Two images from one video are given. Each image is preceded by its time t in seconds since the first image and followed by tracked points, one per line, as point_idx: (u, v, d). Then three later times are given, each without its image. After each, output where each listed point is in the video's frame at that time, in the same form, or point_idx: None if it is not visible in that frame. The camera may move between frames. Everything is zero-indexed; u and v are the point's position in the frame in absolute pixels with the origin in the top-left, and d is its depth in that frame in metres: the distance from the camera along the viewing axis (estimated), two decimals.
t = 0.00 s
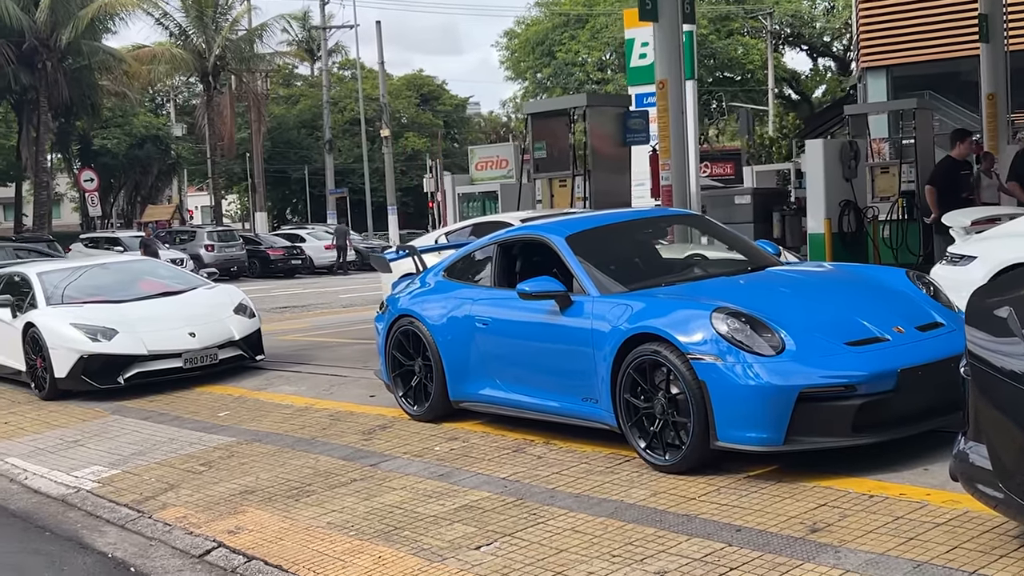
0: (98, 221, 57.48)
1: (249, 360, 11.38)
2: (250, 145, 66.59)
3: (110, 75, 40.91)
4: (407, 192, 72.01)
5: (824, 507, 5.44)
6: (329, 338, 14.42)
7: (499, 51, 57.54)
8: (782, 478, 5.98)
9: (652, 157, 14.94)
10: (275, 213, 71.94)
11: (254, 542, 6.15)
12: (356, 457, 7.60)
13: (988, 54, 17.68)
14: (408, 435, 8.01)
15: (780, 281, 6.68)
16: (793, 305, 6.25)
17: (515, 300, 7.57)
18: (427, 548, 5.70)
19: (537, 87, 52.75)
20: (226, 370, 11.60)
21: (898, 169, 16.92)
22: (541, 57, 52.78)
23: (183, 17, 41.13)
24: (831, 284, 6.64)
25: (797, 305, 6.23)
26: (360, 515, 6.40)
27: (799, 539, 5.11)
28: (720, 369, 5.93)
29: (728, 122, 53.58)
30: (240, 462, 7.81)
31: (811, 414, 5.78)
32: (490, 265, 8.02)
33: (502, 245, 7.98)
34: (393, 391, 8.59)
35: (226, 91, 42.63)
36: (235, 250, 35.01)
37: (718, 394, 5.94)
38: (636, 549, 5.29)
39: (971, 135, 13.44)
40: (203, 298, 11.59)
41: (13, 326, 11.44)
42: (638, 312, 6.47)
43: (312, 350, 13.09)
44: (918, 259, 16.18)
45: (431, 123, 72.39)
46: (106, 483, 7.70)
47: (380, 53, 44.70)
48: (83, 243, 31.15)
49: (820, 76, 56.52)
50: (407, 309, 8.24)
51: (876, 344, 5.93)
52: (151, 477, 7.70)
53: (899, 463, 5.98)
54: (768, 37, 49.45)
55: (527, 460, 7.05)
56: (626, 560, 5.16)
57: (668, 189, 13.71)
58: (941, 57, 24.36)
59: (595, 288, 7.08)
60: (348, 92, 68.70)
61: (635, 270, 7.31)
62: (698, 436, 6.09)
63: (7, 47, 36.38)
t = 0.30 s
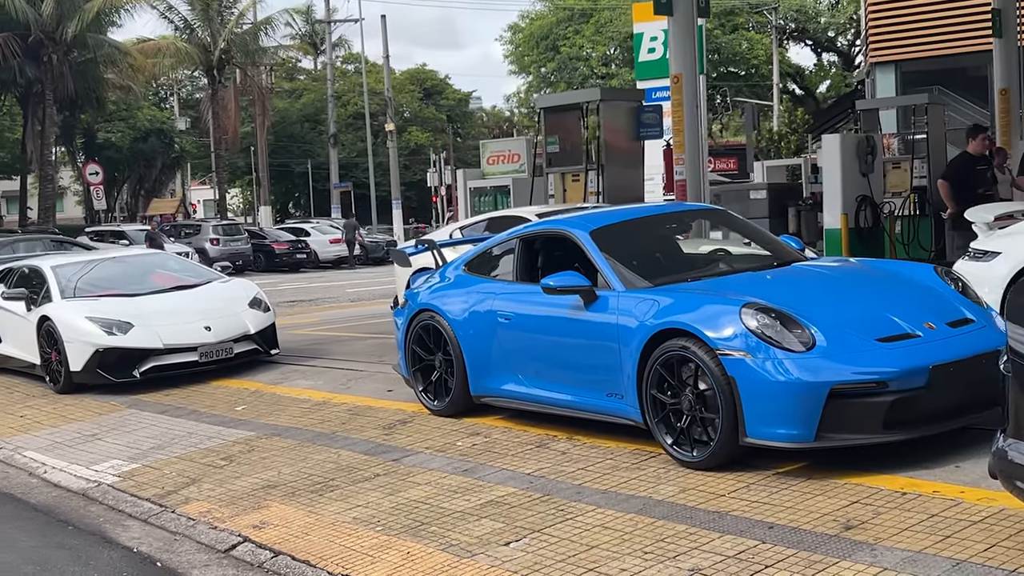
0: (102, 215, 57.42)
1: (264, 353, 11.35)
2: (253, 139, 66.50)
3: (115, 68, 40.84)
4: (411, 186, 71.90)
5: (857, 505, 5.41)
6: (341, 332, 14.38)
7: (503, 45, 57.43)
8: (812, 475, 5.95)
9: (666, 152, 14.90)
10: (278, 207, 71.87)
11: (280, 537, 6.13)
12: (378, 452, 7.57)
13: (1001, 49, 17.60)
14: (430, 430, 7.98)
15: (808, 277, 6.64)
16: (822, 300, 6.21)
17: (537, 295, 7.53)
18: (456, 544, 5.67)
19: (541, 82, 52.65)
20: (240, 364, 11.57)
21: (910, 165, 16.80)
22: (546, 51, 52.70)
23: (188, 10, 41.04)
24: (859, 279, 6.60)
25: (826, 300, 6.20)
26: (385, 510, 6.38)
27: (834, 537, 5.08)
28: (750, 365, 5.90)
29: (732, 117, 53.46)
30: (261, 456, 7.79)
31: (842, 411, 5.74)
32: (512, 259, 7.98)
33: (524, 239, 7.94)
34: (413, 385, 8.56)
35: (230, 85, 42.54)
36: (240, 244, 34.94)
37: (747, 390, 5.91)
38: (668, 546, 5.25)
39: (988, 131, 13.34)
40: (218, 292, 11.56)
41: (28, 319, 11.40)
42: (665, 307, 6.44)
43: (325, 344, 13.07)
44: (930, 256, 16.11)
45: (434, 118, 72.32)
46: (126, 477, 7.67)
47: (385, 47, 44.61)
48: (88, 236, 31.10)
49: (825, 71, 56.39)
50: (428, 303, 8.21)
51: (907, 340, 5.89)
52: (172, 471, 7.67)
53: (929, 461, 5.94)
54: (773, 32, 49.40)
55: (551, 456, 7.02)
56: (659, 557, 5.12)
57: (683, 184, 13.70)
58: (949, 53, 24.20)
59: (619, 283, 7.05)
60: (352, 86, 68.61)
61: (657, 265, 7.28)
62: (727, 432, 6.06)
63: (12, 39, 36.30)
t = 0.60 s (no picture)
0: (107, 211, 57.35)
1: (278, 349, 11.31)
2: (259, 135, 66.41)
3: (121, 64, 40.75)
4: (416, 182, 71.80)
5: (890, 505, 5.38)
6: (353, 329, 14.33)
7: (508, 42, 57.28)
8: (842, 474, 5.91)
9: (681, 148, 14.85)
10: (282, 203, 71.80)
11: (304, 534, 6.08)
12: (399, 449, 7.53)
13: (1015, 45, 17.52)
14: (450, 427, 7.94)
15: (836, 274, 6.60)
16: (851, 298, 6.16)
17: (561, 292, 7.48)
18: (484, 542, 5.62)
19: (547, 79, 52.54)
20: (254, 361, 11.53)
21: (921, 162, 17.07)
22: (551, 48, 52.57)
23: (194, 6, 40.93)
24: (887, 276, 6.56)
25: (856, 298, 6.16)
26: (410, 508, 6.33)
27: (868, 537, 5.04)
28: (780, 363, 5.85)
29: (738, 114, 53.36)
30: (281, 453, 7.74)
31: (873, 409, 5.69)
32: (533, 256, 7.92)
33: (546, 235, 7.88)
34: (432, 382, 8.50)
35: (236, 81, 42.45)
36: (246, 240, 34.84)
37: (777, 388, 5.86)
38: (700, 545, 5.20)
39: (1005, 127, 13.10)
40: (233, 288, 11.51)
41: (42, 314, 11.36)
42: (693, 305, 6.41)
43: (338, 341, 13.01)
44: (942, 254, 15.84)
45: (438, 115, 72.22)
46: (146, 474, 7.63)
47: (391, 44, 44.49)
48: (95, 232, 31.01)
49: (830, 68, 56.25)
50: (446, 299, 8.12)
51: (939, 338, 5.84)
52: (192, 468, 7.63)
53: (960, 460, 5.90)
54: (779, 29, 49.27)
55: (575, 454, 6.99)
56: (691, 556, 5.08)
57: (697, 181, 13.66)
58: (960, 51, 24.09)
59: (645, 280, 7.01)
60: (357, 82, 68.49)
61: (679, 262, 7.25)
62: (756, 431, 6.02)
63: (19, 35, 36.22)
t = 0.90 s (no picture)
0: (115, 207, 57.33)
1: (292, 346, 11.19)
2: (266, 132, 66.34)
3: (130, 60, 40.68)
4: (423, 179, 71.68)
5: (925, 506, 5.26)
6: (364, 325, 14.21)
7: (516, 38, 57.11)
8: (874, 474, 5.80)
9: (697, 144, 14.72)
10: (289, 200, 71.74)
11: (324, 533, 5.97)
12: (418, 447, 7.42)
13: None
14: (470, 424, 7.83)
15: (865, 270, 6.48)
16: (882, 294, 6.04)
17: (583, 288, 7.37)
18: (509, 543, 5.51)
19: (555, 76, 52.40)
20: (268, 358, 11.42)
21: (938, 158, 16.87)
22: (560, 45, 52.40)
23: (202, 3, 40.85)
24: (917, 273, 6.43)
25: (886, 293, 6.04)
26: (431, 507, 6.22)
27: (905, 539, 4.93)
28: (811, 360, 5.72)
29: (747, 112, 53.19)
30: (298, 451, 7.63)
31: (906, 408, 5.57)
32: (555, 250, 7.80)
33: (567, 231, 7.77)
34: (451, 380, 8.38)
35: (244, 77, 42.36)
36: (255, 236, 34.75)
37: (808, 386, 5.74)
38: (732, 547, 5.08)
39: None
40: (246, 284, 11.40)
41: (54, 310, 11.26)
42: (720, 300, 6.29)
43: (352, 337, 12.90)
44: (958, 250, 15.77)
45: (446, 112, 72.09)
46: (161, 471, 7.52)
47: (400, 41, 44.35)
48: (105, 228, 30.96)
49: (839, 66, 56.03)
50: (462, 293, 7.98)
51: (973, 335, 5.72)
52: (208, 466, 7.52)
53: (994, 461, 5.79)
54: (788, 26, 49.09)
55: (598, 453, 6.87)
56: (723, 559, 4.96)
57: (714, 176, 13.45)
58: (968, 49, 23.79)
59: (669, 276, 6.88)
60: (365, 79, 68.39)
61: (701, 257, 7.12)
62: (786, 430, 5.90)
63: (28, 31, 36.18)
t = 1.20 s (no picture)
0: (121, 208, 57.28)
1: (303, 351, 11.05)
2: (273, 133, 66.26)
3: (137, 61, 40.59)
4: (430, 180, 71.55)
5: (961, 523, 5.12)
6: (376, 330, 14.07)
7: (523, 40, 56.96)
8: (906, 489, 5.66)
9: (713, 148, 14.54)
10: (296, 201, 71.67)
11: (342, 547, 5.82)
12: (435, 457, 7.27)
13: None
14: (488, 433, 7.68)
15: (894, 278, 6.33)
16: (915, 303, 5.89)
17: (604, 294, 7.22)
18: (532, 559, 5.36)
19: (563, 78, 52.28)
20: (279, 363, 11.27)
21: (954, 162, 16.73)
22: (567, 47, 52.26)
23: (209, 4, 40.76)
24: (949, 280, 6.28)
25: (917, 302, 5.89)
26: (451, 520, 6.07)
27: (943, 557, 4.78)
28: (843, 372, 5.57)
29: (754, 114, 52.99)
30: (313, 460, 7.49)
31: (941, 420, 5.42)
32: (573, 256, 7.64)
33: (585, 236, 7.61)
34: (466, 387, 8.23)
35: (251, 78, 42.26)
36: (262, 238, 34.60)
37: (840, 397, 5.59)
38: (763, 565, 4.93)
39: None
40: (258, 288, 11.26)
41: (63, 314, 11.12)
42: (747, 309, 6.15)
43: (364, 342, 12.76)
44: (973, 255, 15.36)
45: (452, 113, 71.94)
46: (173, 481, 7.38)
47: (407, 41, 44.20)
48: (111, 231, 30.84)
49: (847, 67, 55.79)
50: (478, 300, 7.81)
51: (1009, 346, 5.57)
52: (221, 475, 7.38)
53: None
54: (796, 27, 48.87)
55: (620, 464, 6.75)
56: None
57: (729, 180, 13.29)
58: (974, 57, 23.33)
59: (693, 283, 6.74)
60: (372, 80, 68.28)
61: (724, 264, 6.98)
62: (816, 442, 5.77)
63: (35, 32, 36.11)
